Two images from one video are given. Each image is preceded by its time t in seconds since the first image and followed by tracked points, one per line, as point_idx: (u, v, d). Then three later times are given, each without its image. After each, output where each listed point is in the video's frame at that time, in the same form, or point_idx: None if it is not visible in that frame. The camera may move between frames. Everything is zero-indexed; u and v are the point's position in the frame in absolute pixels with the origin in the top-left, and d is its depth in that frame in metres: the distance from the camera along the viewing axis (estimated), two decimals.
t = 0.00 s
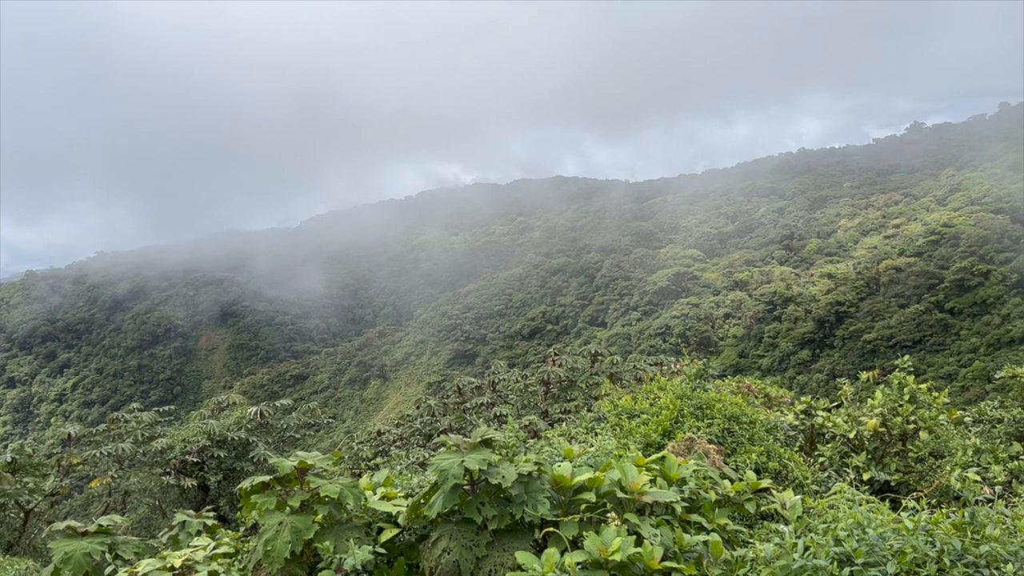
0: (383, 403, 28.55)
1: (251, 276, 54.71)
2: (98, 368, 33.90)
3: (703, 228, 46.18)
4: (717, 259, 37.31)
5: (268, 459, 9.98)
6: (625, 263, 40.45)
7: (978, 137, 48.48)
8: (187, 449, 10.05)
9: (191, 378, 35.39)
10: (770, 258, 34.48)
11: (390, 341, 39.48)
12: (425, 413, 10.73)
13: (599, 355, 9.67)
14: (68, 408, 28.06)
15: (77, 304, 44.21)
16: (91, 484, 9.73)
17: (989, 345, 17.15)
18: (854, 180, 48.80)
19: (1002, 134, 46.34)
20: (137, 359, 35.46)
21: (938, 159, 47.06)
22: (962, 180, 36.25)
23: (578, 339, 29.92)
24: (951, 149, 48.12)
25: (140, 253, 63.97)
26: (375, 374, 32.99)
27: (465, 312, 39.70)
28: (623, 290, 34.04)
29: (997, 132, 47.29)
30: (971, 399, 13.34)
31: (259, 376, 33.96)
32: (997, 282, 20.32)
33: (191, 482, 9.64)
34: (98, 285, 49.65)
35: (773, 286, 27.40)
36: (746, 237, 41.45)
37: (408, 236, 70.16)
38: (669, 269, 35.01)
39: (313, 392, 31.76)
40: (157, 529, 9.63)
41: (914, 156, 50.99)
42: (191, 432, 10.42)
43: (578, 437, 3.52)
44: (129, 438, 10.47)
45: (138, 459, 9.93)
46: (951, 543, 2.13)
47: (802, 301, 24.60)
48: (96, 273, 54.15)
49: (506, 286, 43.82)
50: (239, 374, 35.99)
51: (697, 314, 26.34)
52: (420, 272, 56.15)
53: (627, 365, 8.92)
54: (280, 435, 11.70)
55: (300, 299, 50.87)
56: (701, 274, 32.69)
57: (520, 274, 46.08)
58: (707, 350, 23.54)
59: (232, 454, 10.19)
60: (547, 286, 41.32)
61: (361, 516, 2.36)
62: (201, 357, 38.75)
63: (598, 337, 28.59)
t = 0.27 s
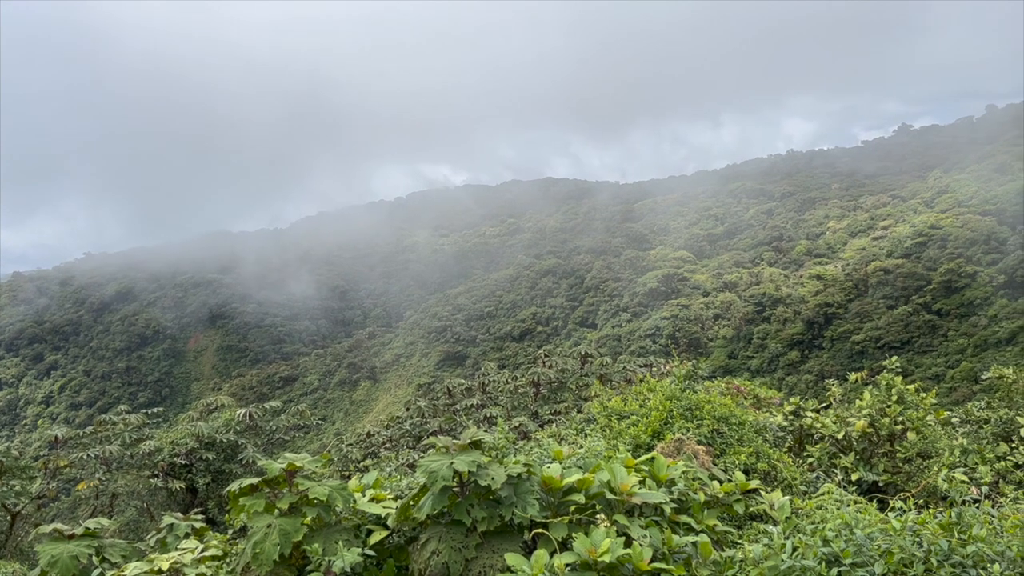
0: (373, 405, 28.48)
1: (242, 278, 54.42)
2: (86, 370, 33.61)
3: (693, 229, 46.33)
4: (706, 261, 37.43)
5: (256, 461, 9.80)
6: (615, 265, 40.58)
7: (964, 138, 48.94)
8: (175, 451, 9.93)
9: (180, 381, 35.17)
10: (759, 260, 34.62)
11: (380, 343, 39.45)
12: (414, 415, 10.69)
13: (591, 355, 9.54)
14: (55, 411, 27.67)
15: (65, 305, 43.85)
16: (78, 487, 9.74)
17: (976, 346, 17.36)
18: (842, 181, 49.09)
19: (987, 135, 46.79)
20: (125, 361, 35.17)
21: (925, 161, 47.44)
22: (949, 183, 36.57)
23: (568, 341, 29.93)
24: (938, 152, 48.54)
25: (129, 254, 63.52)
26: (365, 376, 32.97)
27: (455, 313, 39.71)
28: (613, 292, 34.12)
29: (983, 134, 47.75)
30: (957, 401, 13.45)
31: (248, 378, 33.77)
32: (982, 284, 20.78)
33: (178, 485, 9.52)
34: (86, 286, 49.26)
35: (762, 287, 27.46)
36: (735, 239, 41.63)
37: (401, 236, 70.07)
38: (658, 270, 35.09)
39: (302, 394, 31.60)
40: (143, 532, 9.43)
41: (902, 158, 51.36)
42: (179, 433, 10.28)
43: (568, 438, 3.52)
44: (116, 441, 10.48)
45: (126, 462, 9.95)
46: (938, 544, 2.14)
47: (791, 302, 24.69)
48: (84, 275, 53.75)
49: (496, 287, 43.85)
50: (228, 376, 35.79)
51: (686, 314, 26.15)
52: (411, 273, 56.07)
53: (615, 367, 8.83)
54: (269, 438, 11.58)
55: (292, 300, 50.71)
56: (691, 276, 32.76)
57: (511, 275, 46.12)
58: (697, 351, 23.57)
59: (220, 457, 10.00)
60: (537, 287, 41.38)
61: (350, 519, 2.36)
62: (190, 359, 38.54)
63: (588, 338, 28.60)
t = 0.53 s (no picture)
0: (364, 407, 28.41)
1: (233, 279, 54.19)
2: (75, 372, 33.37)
3: (684, 230, 46.42)
4: (697, 262, 37.51)
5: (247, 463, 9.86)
6: (607, 266, 40.61)
7: (953, 140, 49.20)
8: (164, 453, 10.02)
9: (170, 382, 35.00)
10: (750, 261, 34.71)
11: (371, 344, 39.39)
12: (404, 417, 10.67)
13: (582, 357, 9.56)
14: (43, 413, 27.49)
15: (54, 307, 43.55)
16: (66, 489, 9.50)
17: (965, 347, 17.45)
18: (833, 183, 49.30)
19: (976, 136, 47.06)
20: (115, 363, 34.92)
21: (915, 163, 47.67)
22: (938, 185, 36.79)
23: (559, 342, 29.92)
24: (928, 153, 48.82)
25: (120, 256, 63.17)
26: (355, 378, 32.93)
27: (447, 314, 39.70)
28: (604, 294, 34.17)
29: (972, 135, 48.04)
30: (946, 402, 13.51)
31: (238, 380, 33.64)
32: (972, 285, 20.95)
33: (167, 486, 9.58)
34: (76, 288, 48.95)
35: (752, 288, 27.49)
36: (726, 240, 41.76)
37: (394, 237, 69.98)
38: (650, 271, 35.12)
39: (293, 395, 31.47)
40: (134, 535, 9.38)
41: (893, 159, 51.65)
42: (169, 435, 10.38)
43: (559, 439, 3.53)
44: (105, 443, 10.48)
45: (115, 464, 9.91)
46: (927, 543, 2.15)
47: (782, 303, 24.75)
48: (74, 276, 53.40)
49: (488, 288, 43.82)
50: (219, 377, 35.63)
51: (677, 316, 26.05)
52: (404, 274, 55.98)
53: (606, 367, 8.89)
54: (260, 440, 11.55)
55: (284, 301, 50.56)
56: (682, 277, 32.80)
57: (503, 275, 46.14)
58: (687, 352, 23.58)
59: (210, 459, 10.13)
60: (529, 288, 41.38)
61: (340, 520, 2.36)
62: (180, 360, 38.34)
63: (579, 339, 28.60)
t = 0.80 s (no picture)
0: (357, 408, 28.36)
1: (227, 280, 54.03)
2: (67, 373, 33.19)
3: (677, 231, 46.48)
4: (690, 263, 37.55)
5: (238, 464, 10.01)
6: (600, 267, 40.61)
7: (945, 141, 49.39)
8: (156, 455, 10.05)
9: (162, 383, 34.88)
10: (743, 262, 34.76)
11: (365, 345, 39.33)
12: (397, 419, 10.64)
13: (575, 358, 9.57)
14: (34, 415, 27.38)
15: (46, 308, 43.33)
16: (57, 491, 9.47)
17: (957, 348, 17.52)
18: (826, 184, 49.45)
19: (967, 138, 47.26)
20: (107, 364, 34.73)
21: (907, 164, 47.83)
22: (929, 186, 36.94)
23: (553, 343, 29.90)
24: (920, 154, 49.03)
25: (113, 257, 62.91)
26: (348, 379, 32.90)
27: (440, 315, 39.67)
28: (597, 295, 34.21)
29: (963, 137, 48.23)
30: (938, 403, 13.55)
31: (231, 381, 33.56)
32: (964, 286, 21.07)
33: (159, 488, 9.64)
34: (67, 289, 48.73)
35: (745, 288, 27.53)
36: (719, 241, 41.83)
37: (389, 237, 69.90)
38: (643, 273, 35.15)
39: (287, 397, 31.39)
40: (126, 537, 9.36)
41: (885, 161, 51.85)
42: (161, 437, 10.44)
43: (552, 440, 3.53)
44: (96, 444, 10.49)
45: (107, 465, 9.88)
46: (918, 544, 2.16)
47: (774, 304, 24.79)
48: (66, 277, 53.17)
49: (482, 290, 43.79)
50: (212, 378, 35.54)
51: (670, 317, 26.04)
52: (398, 275, 55.87)
53: (600, 368, 8.92)
54: (252, 441, 11.56)
55: (278, 302, 50.45)
56: (674, 278, 32.82)
57: (497, 276, 46.15)
58: (680, 353, 23.60)
59: (202, 460, 10.21)
60: (522, 289, 41.39)
61: (332, 522, 2.36)
62: (173, 361, 38.21)
63: (572, 340, 28.60)
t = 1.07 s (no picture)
0: (352, 409, 28.33)
1: (223, 281, 53.95)
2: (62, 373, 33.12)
3: (673, 232, 46.50)
4: (686, 264, 37.59)
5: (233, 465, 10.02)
6: (596, 268, 40.64)
7: (939, 142, 49.51)
8: (151, 455, 10.00)
9: (158, 384, 34.84)
10: (739, 262, 34.81)
11: (361, 345, 39.29)
12: (391, 420, 10.66)
13: (570, 359, 9.60)
14: (29, 416, 27.33)
15: (41, 309, 43.20)
16: (51, 492, 9.39)
17: (952, 348, 17.56)
18: (821, 185, 49.52)
19: (962, 139, 47.38)
20: (102, 365, 34.65)
21: (902, 165, 47.92)
22: (924, 187, 37.04)
23: (548, 343, 29.91)
24: (914, 155, 49.15)
25: (108, 258, 62.75)
26: (344, 380, 32.88)
27: (437, 315, 39.67)
28: (593, 296, 34.23)
29: (958, 138, 48.37)
30: (931, 403, 13.59)
31: (226, 382, 33.53)
32: (958, 287, 21.16)
33: (153, 489, 9.59)
34: (62, 290, 48.59)
35: (741, 289, 27.56)
36: (715, 242, 41.85)
37: (386, 237, 69.82)
38: (639, 273, 35.17)
39: (282, 397, 31.36)
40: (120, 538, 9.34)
41: (880, 162, 51.97)
42: (156, 437, 10.43)
43: (546, 441, 3.53)
44: (90, 446, 10.47)
45: (101, 466, 9.88)
46: (912, 544, 2.16)
47: (770, 305, 24.82)
48: (61, 277, 53.01)
49: (478, 290, 43.78)
50: (207, 379, 35.49)
51: (665, 317, 26.03)
52: (394, 275, 55.82)
53: (595, 369, 8.95)
54: (247, 442, 11.55)
55: (274, 302, 50.37)
56: (670, 278, 32.85)
57: (493, 277, 46.15)
58: (676, 354, 23.62)
59: (197, 461, 10.20)
60: (518, 290, 41.41)
61: (327, 523, 2.36)
62: (169, 361, 38.15)
63: (568, 340, 28.60)
